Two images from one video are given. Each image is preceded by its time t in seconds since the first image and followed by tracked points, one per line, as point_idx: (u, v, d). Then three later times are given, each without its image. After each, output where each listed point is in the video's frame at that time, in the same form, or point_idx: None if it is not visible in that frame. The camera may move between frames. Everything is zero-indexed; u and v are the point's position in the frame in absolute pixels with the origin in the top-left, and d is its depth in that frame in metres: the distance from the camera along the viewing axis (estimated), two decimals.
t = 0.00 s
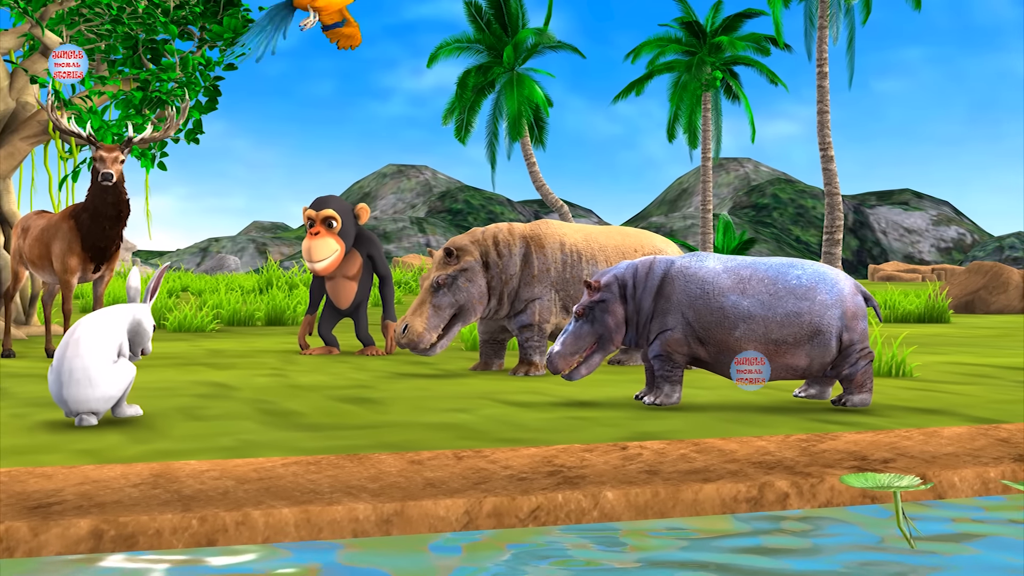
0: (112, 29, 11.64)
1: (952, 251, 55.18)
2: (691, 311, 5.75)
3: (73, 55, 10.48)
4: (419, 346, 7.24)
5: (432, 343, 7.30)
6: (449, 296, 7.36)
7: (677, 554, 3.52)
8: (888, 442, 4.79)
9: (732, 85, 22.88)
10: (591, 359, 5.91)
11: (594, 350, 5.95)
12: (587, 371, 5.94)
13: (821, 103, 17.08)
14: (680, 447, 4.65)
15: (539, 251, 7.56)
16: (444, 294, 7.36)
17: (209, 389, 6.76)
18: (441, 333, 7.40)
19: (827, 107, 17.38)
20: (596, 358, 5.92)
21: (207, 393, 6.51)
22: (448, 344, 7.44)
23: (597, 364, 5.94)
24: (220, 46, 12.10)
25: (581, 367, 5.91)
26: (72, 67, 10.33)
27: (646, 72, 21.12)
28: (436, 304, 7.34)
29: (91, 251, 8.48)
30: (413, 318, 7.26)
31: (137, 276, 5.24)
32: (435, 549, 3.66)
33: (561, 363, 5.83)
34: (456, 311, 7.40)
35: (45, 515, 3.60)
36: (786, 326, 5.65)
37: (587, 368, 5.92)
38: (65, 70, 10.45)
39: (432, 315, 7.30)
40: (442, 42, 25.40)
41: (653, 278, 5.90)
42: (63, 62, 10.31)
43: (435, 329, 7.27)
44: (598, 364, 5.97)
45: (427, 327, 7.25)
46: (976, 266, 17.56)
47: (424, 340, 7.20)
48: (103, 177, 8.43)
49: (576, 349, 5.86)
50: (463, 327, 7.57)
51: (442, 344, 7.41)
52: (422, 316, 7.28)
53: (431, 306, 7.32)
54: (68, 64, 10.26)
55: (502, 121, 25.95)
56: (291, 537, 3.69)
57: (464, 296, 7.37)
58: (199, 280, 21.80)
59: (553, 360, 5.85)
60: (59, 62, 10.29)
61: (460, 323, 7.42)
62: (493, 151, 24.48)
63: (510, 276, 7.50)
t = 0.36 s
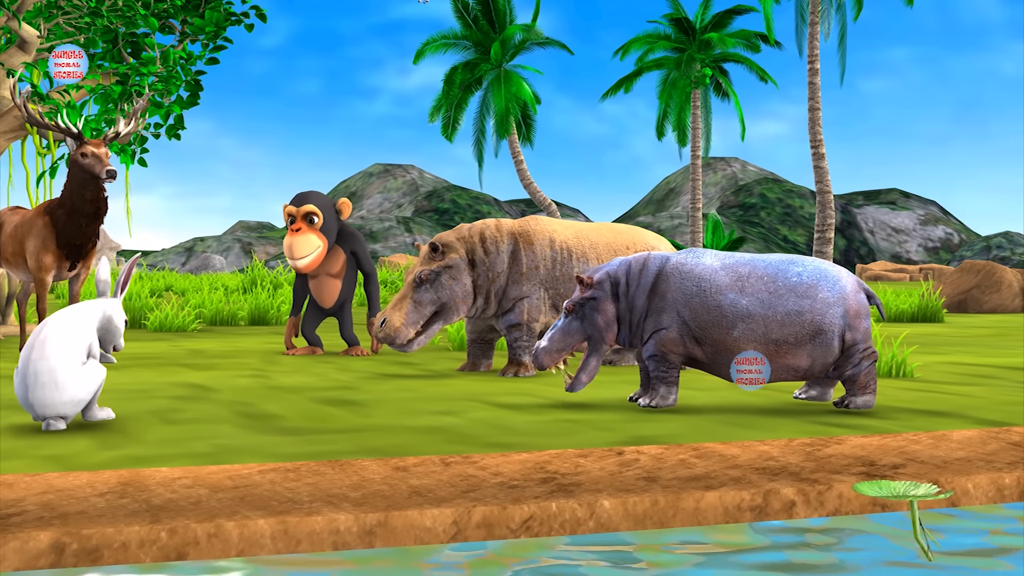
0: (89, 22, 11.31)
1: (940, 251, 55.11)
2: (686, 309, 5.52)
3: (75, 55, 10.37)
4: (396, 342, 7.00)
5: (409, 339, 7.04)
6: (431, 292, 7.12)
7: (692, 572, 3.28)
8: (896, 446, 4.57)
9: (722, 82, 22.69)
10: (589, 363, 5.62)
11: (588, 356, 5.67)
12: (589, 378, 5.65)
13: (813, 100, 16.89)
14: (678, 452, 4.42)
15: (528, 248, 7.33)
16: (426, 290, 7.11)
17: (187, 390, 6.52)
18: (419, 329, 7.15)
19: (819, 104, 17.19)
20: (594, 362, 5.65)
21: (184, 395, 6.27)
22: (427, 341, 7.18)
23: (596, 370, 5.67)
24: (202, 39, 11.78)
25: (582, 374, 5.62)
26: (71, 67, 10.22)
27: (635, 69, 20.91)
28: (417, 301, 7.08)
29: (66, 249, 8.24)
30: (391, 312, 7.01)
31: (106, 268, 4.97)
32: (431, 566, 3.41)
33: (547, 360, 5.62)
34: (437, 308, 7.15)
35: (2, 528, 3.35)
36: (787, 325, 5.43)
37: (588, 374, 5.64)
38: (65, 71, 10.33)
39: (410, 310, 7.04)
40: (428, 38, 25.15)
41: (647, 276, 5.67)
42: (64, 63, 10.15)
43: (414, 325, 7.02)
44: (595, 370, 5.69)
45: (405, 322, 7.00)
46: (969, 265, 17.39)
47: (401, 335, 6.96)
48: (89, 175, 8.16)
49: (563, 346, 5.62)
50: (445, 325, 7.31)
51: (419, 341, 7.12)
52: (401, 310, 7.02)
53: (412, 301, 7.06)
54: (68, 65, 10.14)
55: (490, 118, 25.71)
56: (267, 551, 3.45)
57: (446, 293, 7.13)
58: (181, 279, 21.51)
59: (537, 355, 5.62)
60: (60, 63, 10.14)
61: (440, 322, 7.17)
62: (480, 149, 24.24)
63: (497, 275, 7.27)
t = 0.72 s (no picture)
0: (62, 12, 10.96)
1: (924, 250, 55.01)
2: (682, 307, 5.19)
3: (75, 54, 10.22)
4: (373, 340, 6.74)
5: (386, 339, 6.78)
6: (410, 290, 6.82)
7: None
8: (910, 452, 4.29)
9: (709, 78, 22.45)
10: (569, 358, 5.31)
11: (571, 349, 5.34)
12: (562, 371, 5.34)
13: (802, 96, 16.65)
14: (678, 460, 4.13)
15: (513, 243, 7.03)
16: (405, 287, 6.81)
17: (157, 392, 6.20)
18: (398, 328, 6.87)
19: (808, 100, 16.95)
20: (574, 358, 5.32)
21: (154, 397, 5.95)
22: (405, 342, 6.91)
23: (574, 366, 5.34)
24: (179, 31, 11.50)
25: (555, 366, 5.31)
26: (71, 67, 10.06)
27: (621, 66, 20.64)
28: (396, 299, 6.79)
29: (33, 244, 8.19)
30: (368, 310, 6.75)
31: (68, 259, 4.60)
32: None
33: (535, 361, 5.26)
34: (417, 307, 6.85)
35: None
36: (789, 324, 5.14)
37: (562, 367, 5.32)
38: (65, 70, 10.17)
39: (389, 309, 6.76)
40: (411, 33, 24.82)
41: (640, 272, 5.32)
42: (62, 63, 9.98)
43: (391, 324, 6.75)
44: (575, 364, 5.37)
45: (381, 322, 6.73)
46: (959, 263, 17.18)
47: (378, 334, 6.70)
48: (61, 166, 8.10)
49: (551, 347, 5.27)
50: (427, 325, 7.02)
51: (397, 340, 6.87)
52: (377, 309, 6.74)
53: (390, 299, 6.78)
54: (68, 64, 9.99)
55: (473, 114, 25.40)
56: (235, 570, 3.15)
57: (427, 292, 6.83)
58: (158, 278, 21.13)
59: (526, 356, 5.25)
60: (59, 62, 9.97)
61: (420, 320, 6.88)
62: (464, 146, 23.93)
63: (480, 272, 6.96)
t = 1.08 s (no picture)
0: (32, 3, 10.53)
1: (906, 250, 54.88)
2: (680, 304, 4.85)
3: (75, 56, 10.04)
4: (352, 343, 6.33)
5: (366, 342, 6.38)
6: (389, 288, 6.45)
7: None
8: (930, 460, 3.99)
9: (694, 74, 22.17)
10: (569, 365, 4.94)
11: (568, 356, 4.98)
12: (569, 381, 4.94)
13: (791, 91, 16.37)
14: (681, 469, 3.81)
15: (498, 238, 6.70)
16: (384, 286, 6.44)
17: (122, 395, 5.85)
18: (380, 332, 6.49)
19: (796, 96, 16.68)
20: (575, 364, 4.95)
21: (118, 401, 5.61)
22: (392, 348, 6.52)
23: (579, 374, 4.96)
24: (151, 22, 11.14)
25: (560, 378, 4.93)
26: (71, 68, 9.78)
27: (606, 61, 20.34)
28: (374, 298, 6.41)
29: None
30: (346, 311, 6.35)
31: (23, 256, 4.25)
32: None
33: (525, 363, 4.91)
34: (398, 307, 6.49)
35: None
36: (794, 321, 4.81)
37: (568, 377, 4.94)
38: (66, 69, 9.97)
39: (367, 309, 6.37)
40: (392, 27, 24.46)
41: (634, 267, 4.97)
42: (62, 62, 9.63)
43: (371, 325, 6.35)
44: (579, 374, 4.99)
45: (360, 322, 6.32)
46: (948, 262, 16.95)
47: (356, 336, 6.27)
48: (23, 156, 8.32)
49: (542, 348, 4.92)
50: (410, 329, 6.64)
51: (385, 347, 6.49)
52: (356, 310, 6.35)
53: (368, 299, 6.39)
54: (69, 65, 9.67)
55: (455, 110, 25.06)
56: None
57: (407, 290, 6.47)
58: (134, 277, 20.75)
59: (517, 359, 4.90)
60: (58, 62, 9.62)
61: (404, 322, 6.50)
62: (446, 143, 23.59)
63: (463, 268, 6.62)
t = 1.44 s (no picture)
0: None
1: (888, 249, 54.72)
2: (681, 300, 4.49)
3: (75, 54, 9.69)
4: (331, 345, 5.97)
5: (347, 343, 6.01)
6: (368, 286, 6.08)
7: None
8: (960, 470, 3.65)
9: (679, 70, 21.87)
10: (565, 367, 4.58)
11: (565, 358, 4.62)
12: (569, 386, 4.61)
13: (778, 86, 16.05)
14: (689, 482, 3.46)
15: (482, 232, 6.35)
16: (363, 284, 6.08)
17: (83, 398, 5.48)
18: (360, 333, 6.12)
19: (784, 91, 16.37)
20: (573, 366, 4.59)
21: (78, 405, 5.24)
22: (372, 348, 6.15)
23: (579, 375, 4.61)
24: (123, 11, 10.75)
25: (558, 383, 4.58)
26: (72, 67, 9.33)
27: (589, 55, 20.01)
28: (354, 297, 6.04)
29: None
30: (323, 312, 5.99)
31: None
32: None
33: (517, 366, 4.58)
34: (379, 305, 6.12)
35: None
36: (804, 319, 4.47)
37: (567, 381, 4.59)
38: (64, 70, 9.56)
39: (346, 309, 6.00)
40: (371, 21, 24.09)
41: (632, 261, 4.62)
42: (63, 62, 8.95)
43: (350, 325, 5.98)
44: (578, 376, 4.65)
45: (338, 323, 5.96)
46: (938, 260, 16.68)
47: (335, 338, 5.91)
48: None
49: (535, 350, 4.58)
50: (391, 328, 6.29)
51: (365, 348, 6.11)
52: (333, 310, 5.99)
53: (347, 298, 6.03)
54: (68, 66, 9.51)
55: (435, 106, 24.70)
56: None
57: (387, 287, 6.11)
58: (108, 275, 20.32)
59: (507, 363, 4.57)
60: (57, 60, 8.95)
61: (385, 320, 6.14)
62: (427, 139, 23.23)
63: (446, 264, 6.27)
